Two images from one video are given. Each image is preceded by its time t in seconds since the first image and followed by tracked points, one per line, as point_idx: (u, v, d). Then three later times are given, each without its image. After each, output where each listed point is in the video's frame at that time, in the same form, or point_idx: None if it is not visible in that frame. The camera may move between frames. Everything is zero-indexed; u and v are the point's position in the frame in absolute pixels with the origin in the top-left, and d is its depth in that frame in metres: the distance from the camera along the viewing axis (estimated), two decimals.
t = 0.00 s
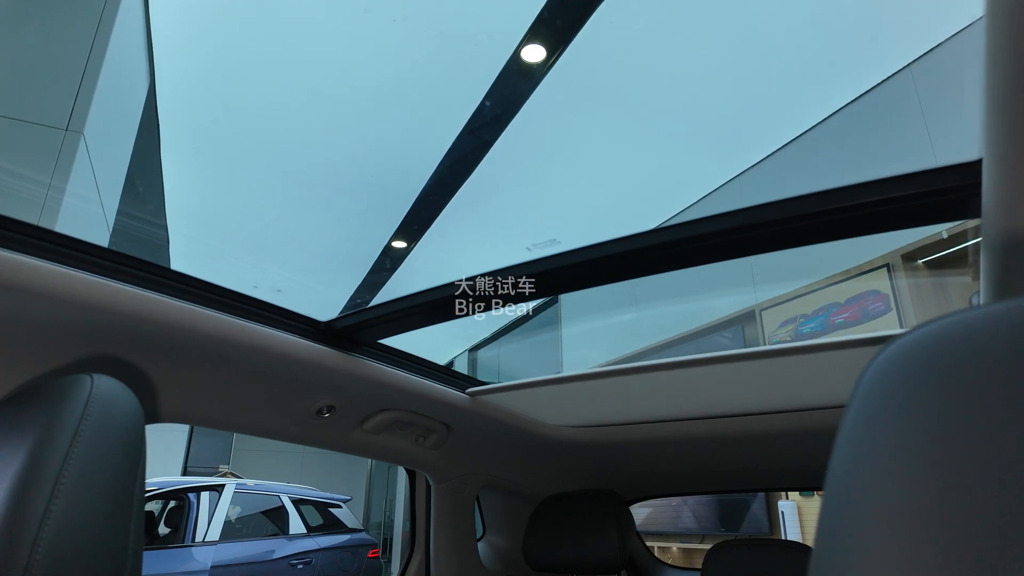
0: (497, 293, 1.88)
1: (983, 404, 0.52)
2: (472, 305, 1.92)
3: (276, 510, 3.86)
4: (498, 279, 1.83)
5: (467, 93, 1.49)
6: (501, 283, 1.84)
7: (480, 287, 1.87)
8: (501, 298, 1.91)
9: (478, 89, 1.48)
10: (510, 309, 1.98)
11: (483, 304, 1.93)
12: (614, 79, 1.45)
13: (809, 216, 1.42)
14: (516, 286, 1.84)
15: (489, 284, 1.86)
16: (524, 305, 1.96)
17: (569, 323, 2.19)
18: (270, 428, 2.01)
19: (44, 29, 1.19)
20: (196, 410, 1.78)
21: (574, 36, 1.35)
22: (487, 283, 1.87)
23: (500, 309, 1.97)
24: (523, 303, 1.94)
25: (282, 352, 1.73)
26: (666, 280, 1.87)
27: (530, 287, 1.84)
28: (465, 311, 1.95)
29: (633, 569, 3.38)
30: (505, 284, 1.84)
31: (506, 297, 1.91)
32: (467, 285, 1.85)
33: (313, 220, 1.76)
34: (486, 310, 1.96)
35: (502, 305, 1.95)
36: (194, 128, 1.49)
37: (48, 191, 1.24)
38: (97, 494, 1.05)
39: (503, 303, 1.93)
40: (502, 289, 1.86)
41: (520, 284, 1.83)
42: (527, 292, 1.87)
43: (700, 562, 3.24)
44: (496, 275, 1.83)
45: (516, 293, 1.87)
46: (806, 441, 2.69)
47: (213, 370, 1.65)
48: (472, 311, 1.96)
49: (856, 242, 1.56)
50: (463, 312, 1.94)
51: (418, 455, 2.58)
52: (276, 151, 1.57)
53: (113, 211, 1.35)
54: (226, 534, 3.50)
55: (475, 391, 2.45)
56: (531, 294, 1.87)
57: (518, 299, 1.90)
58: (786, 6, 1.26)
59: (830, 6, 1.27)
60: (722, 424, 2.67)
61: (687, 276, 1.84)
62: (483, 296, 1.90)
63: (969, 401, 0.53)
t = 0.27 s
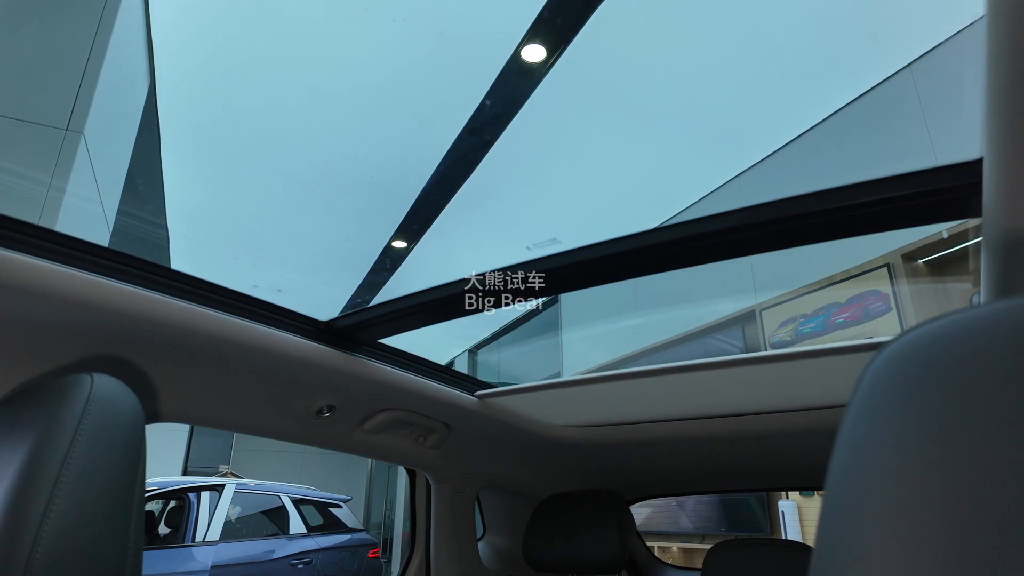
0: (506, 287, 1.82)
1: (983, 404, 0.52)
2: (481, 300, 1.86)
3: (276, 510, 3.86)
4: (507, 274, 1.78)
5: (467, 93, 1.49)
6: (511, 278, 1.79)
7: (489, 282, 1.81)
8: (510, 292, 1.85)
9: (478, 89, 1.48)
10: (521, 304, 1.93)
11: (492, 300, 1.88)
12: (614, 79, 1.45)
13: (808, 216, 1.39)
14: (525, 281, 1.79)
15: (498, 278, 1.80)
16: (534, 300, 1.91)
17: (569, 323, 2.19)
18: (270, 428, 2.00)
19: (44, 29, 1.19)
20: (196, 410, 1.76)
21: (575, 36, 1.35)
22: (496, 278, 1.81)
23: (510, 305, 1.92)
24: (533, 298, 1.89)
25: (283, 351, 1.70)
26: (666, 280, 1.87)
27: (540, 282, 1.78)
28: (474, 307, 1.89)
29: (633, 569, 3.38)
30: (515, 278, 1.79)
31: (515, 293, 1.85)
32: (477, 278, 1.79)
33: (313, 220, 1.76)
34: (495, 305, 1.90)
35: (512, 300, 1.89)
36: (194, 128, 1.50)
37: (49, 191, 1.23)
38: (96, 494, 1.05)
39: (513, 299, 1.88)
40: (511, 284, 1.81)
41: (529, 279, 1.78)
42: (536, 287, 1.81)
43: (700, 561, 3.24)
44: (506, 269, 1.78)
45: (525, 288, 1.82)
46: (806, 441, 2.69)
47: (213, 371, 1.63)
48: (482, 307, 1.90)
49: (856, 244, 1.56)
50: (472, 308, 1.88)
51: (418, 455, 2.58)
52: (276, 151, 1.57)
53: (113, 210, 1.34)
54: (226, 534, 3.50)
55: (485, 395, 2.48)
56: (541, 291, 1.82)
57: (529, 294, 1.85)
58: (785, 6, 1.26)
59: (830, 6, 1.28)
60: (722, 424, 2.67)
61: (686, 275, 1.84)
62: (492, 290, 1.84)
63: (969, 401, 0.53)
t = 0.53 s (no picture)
0: (517, 285, 1.81)
1: (984, 404, 0.52)
2: (491, 298, 1.85)
3: (276, 510, 3.86)
4: (518, 271, 1.78)
5: (467, 93, 1.49)
6: (521, 275, 1.79)
7: (500, 280, 1.81)
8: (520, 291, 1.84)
9: (478, 89, 1.48)
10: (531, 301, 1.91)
11: (502, 298, 1.86)
12: (614, 79, 1.45)
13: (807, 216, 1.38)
14: (535, 278, 1.78)
15: (508, 276, 1.80)
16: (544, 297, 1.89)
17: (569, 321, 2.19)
18: (270, 428, 1.99)
19: (44, 29, 1.19)
20: (196, 410, 1.76)
21: (574, 36, 1.35)
22: (506, 275, 1.81)
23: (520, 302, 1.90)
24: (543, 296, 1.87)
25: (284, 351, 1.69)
26: (665, 280, 1.87)
27: (548, 280, 1.77)
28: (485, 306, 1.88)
29: (633, 569, 3.38)
30: (525, 275, 1.78)
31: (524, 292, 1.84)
32: (488, 276, 1.79)
33: (313, 220, 1.76)
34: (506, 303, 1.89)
35: (522, 298, 1.88)
36: (195, 128, 1.50)
37: (49, 190, 1.23)
38: (96, 494, 1.04)
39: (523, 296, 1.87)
40: (521, 281, 1.80)
41: (538, 277, 1.76)
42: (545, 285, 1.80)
43: (700, 561, 3.24)
44: (516, 266, 1.78)
45: (535, 285, 1.80)
46: (806, 441, 2.69)
47: (212, 372, 1.63)
48: (491, 304, 1.88)
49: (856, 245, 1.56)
50: (483, 306, 1.87)
51: (418, 455, 2.58)
52: (276, 151, 1.57)
53: (113, 210, 1.34)
54: (226, 534, 3.50)
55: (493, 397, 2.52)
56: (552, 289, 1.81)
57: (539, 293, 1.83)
58: (784, 6, 1.27)
59: (830, 6, 1.28)
60: (722, 425, 2.67)
61: (687, 275, 1.84)
62: (503, 288, 1.83)
63: (971, 400, 0.53)
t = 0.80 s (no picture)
0: (527, 290, 1.82)
1: (985, 404, 0.52)
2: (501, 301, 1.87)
3: (276, 510, 3.86)
4: (528, 277, 1.77)
5: (467, 93, 1.49)
6: (532, 281, 1.78)
7: (510, 285, 1.79)
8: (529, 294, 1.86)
9: (478, 89, 1.48)
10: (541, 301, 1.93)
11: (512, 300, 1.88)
12: (614, 79, 1.45)
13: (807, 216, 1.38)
14: (545, 283, 1.79)
15: (519, 282, 1.79)
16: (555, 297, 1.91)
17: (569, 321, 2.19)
18: (270, 428, 1.99)
19: (43, 29, 1.19)
20: (196, 410, 1.76)
21: (575, 36, 1.35)
22: (516, 281, 1.79)
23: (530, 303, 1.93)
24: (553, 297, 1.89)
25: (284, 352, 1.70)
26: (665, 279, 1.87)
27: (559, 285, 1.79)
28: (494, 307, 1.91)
29: (633, 569, 3.38)
30: (535, 282, 1.79)
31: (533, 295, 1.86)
32: (497, 282, 1.77)
33: (312, 220, 1.76)
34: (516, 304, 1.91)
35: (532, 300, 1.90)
36: (195, 129, 1.50)
37: (49, 190, 1.23)
38: (96, 494, 1.04)
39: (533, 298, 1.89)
40: (531, 286, 1.80)
41: (549, 283, 1.78)
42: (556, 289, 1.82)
43: (700, 562, 3.24)
44: (527, 273, 1.76)
45: (545, 290, 1.82)
46: (806, 441, 2.69)
47: (213, 372, 1.63)
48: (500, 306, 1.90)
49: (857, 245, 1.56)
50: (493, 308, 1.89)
51: (418, 455, 2.58)
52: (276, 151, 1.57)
53: (113, 211, 1.34)
54: (227, 534, 3.50)
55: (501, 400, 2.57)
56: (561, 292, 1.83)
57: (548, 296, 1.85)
58: (784, 6, 1.26)
59: (830, 6, 1.28)
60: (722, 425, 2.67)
61: (685, 275, 1.85)
62: (512, 292, 1.83)
63: (972, 400, 0.53)
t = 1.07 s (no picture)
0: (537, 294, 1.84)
1: (985, 405, 0.52)
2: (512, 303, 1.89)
3: (276, 510, 3.86)
4: (539, 283, 1.77)
5: (468, 93, 1.49)
6: (542, 286, 1.79)
7: (520, 290, 1.80)
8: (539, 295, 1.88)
9: (477, 89, 1.48)
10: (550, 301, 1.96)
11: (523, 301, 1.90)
12: (614, 79, 1.45)
13: (809, 215, 1.36)
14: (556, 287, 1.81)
15: (530, 287, 1.79)
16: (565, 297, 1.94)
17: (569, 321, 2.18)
18: (270, 428, 1.99)
19: (44, 29, 1.19)
20: (196, 411, 1.75)
21: (574, 36, 1.35)
22: (527, 286, 1.79)
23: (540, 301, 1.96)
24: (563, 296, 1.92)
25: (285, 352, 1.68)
26: (665, 279, 1.87)
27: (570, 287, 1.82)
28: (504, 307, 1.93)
29: (633, 569, 3.38)
30: (546, 286, 1.80)
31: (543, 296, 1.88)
32: (508, 288, 1.77)
33: (313, 220, 1.76)
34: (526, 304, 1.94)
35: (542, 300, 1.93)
36: (195, 129, 1.51)
37: (49, 190, 1.22)
38: (96, 494, 1.04)
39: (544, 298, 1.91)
40: (542, 290, 1.82)
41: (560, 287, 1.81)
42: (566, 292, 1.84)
43: (700, 562, 3.24)
44: (538, 280, 1.76)
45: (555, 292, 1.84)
46: (807, 441, 2.69)
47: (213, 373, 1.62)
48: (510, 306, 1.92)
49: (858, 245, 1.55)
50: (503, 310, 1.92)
51: (418, 455, 2.58)
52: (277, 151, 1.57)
53: (113, 211, 1.34)
54: (227, 534, 3.50)
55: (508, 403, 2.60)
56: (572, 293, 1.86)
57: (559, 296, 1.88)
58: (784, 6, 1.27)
59: (830, 6, 1.28)
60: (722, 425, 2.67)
61: (686, 275, 1.84)
62: (522, 296, 1.84)
63: (973, 400, 0.53)
